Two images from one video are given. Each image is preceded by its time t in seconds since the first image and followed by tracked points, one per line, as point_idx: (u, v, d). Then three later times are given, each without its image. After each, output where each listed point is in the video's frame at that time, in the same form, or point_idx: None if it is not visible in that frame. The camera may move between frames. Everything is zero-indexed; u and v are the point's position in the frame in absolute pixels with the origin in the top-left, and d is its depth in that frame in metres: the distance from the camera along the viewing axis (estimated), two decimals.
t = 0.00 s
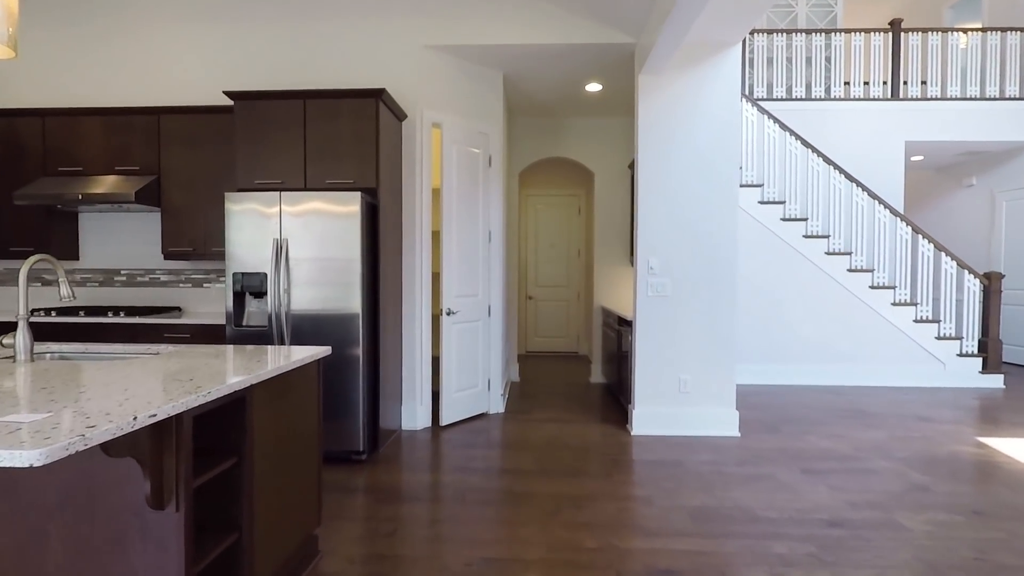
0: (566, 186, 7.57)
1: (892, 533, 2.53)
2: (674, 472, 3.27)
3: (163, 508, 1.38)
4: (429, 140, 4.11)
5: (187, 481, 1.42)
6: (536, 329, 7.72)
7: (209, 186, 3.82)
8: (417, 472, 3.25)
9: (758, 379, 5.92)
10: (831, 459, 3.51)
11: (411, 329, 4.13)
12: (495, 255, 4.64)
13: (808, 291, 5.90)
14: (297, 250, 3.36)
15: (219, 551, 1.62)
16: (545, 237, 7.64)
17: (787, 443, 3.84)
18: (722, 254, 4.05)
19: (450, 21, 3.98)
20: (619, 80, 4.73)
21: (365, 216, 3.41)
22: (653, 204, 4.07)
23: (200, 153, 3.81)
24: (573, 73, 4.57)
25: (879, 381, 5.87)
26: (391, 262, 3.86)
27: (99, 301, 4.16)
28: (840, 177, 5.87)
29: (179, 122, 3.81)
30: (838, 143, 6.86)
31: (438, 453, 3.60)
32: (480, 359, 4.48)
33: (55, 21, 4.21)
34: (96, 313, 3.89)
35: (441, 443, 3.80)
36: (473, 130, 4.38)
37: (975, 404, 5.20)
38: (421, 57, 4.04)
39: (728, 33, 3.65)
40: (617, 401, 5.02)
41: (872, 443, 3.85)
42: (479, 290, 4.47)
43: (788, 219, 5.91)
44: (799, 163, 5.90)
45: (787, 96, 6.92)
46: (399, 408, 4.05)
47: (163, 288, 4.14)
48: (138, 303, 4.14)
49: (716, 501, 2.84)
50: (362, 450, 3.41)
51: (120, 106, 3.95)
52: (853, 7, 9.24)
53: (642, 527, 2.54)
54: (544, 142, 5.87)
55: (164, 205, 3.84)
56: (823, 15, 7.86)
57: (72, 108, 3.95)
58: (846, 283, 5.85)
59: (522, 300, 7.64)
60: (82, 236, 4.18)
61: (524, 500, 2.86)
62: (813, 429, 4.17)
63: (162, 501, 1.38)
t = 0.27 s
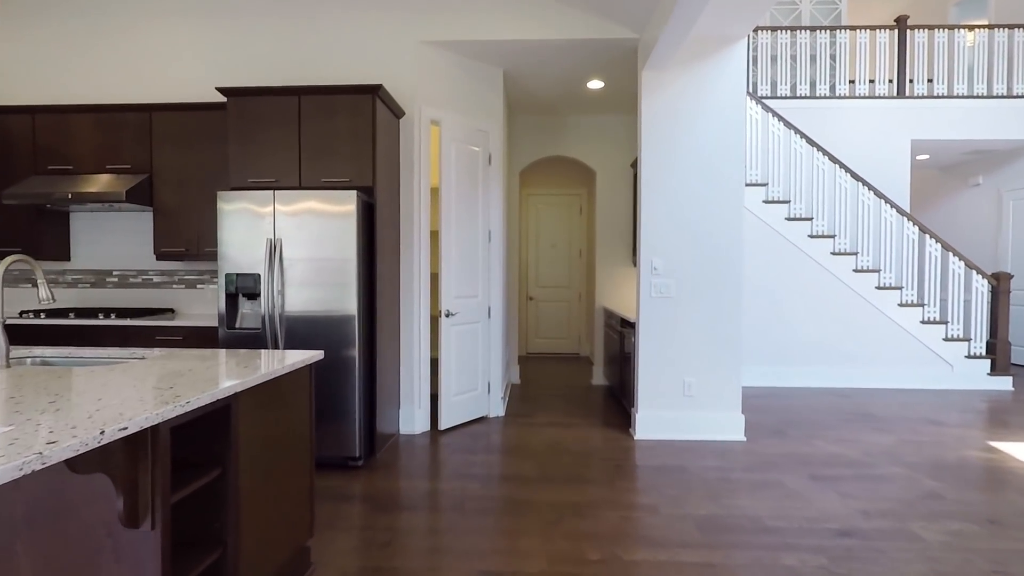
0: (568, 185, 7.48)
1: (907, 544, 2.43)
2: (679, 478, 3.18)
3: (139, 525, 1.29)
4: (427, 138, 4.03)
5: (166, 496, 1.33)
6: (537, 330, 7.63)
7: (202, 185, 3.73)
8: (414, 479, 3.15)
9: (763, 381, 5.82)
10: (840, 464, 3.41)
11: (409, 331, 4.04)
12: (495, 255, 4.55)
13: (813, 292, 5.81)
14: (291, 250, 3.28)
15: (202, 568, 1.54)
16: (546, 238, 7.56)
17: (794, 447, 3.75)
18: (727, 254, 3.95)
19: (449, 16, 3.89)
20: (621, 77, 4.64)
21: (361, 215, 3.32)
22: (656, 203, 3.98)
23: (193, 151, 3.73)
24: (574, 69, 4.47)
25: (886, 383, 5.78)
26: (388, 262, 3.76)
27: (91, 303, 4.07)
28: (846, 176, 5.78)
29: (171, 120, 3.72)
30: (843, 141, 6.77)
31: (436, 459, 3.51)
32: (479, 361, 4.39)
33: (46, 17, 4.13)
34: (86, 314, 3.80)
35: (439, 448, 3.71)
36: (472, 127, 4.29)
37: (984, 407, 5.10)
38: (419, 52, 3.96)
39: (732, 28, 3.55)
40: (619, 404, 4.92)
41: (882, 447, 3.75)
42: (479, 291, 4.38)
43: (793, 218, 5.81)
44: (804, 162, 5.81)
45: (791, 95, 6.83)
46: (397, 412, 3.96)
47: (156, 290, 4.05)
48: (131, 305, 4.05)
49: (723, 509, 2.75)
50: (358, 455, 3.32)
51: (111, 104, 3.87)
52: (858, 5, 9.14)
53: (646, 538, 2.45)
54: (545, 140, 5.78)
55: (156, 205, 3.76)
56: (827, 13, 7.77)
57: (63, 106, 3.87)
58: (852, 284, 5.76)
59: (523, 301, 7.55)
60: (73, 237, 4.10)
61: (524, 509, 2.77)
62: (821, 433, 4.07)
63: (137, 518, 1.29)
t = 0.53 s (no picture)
0: (568, 182, 7.38)
1: (923, 553, 2.33)
2: (683, 483, 3.07)
3: (104, 544, 1.20)
4: (424, 133, 3.92)
5: (134, 511, 1.24)
6: (537, 330, 7.53)
7: (192, 182, 3.63)
8: (409, 484, 3.05)
9: (767, 382, 5.72)
10: (849, 468, 3.31)
11: (406, 331, 3.94)
12: (494, 253, 4.45)
13: (818, 291, 5.71)
14: (283, 248, 3.17)
15: None
16: (546, 236, 7.45)
17: (801, 450, 3.65)
18: (732, 251, 3.85)
19: (446, 8, 3.79)
20: (623, 72, 4.54)
21: (354, 212, 3.22)
22: (659, 200, 3.87)
23: (183, 147, 3.62)
24: (574, 63, 4.37)
25: (892, 384, 5.67)
26: (383, 261, 3.66)
27: (79, 303, 3.97)
28: (852, 173, 5.67)
29: (160, 115, 3.62)
30: (848, 138, 6.66)
31: (433, 463, 3.40)
32: (478, 362, 4.29)
33: (34, 10, 4.03)
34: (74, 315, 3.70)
35: (437, 452, 3.61)
36: (470, 122, 4.19)
37: (993, 408, 5.00)
38: (416, 45, 3.85)
39: (738, 20, 3.45)
40: (621, 406, 4.82)
41: (892, 450, 3.65)
42: (477, 290, 4.28)
43: (798, 216, 5.71)
44: (809, 158, 5.71)
45: (795, 90, 6.73)
46: (393, 415, 3.86)
47: (146, 289, 3.95)
48: (120, 305, 3.96)
49: (730, 516, 2.65)
50: (352, 460, 3.22)
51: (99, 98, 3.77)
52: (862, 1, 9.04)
53: (650, 547, 2.35)
54: (545, 137, 5.68)
55: (146, 202, 3.66)
56: (832, 8, 7.73)
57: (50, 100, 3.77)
58: (857, 282, 5.65)
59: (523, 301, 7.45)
60: (61, 235, 4.00)
61: (523, 516, 2.66)
62: (828, 436, 3.97)
63: (103, 536, 1.19)
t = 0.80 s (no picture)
0: (568, 180, 7.28)
1: (938, 564, 2.23)
2: (686, 489, 2.97)
3: (54, 569, 1.09)
4: (418, 128, 3.82)
5: (90, 531, 1.13)
6: (536, 331, 7.43)
7: (179, 179, 3.53)
8: (402, 491, 2.95)
9: (770, 383, 5.61)
10: (857, 473, 3.20)
11: (400, 333, 3.83)
12: (491, 253, 4.34)
13: (821, 291, 5.60)
14: (271, 247, 3.07)
15: None
16: (546, 235, 7.35)
17: (807, 455, 3.54)
18: (735, 249, 3.74)
19: None
20: (623, 66, 4.43)
21: (346, 209, 3.12)
22: (661, 197, 3.77)
23: (170, 143, 3.52)
24: (573, 58, 4.27)
25: (897, 385, 5.57)
26: (376, 261, 3.56)
27: (65, 304, 3.87)
28: (856, 170, 5.57)
29: (147, 110, 3.52)
30: (852, 135, 6.56)
31: (427, 468, 3.30)
32: (474, 363, 4.18)
33: (19, 3, 3.93)
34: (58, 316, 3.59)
35: (432, 456, 3.51)
36: (467, 118, 4.09)
37: (1001, 409, 4.89)
38: (409, 39, 3.76)
39: (742, 11, 3.34)
40: (621, 408, 4.71)
41: (900, 454, 3.55)
42: (474, 290, 4.18)
43: (801, 214, 5.60)
44: (813, 155, 5.60)
45: (798, 87, 6.63)
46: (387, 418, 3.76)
47: (133, 289, 3.85)
48: (107, 305, 3.85)
49: (735, 525, 2.54)
50: (343, 465, 3.12)
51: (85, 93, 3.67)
52: None
53: (652, 559, 2.24)
54: (544, 134, 5.57)
55: (132, 200, 3.56)
56: (835, 3, 7.75)
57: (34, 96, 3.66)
58: (862, 282, 5.55)
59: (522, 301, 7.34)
60: (46, 234, 3.89)
61: (519, 525, 2.56)
62: (834, 439, 3.86)
63: (54, 559, 1.09)
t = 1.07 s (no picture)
0: (567, 178, 7.17)
1: None
2: (688, 497, 2.86)
3: None
4: (412, 124, 3.71)
5: (31, 561, 1.02)
6: (535, 331, 7.32)
7: (165, 176, 3.42)
8: (394, 499, 2.84)
9: (773, 385, 5.50)
10: (865, 480, 3.09)
11: (394, 334, 3.72)
12: (488, 252, 4.23)
13: (825, 291, 5.49)
14: (258, 246, 2.96)
15: None
16: (545, 234, 7.24)
17: (813, 460, 3.43)
18: (739, 248, 3.63)
19: None
20: (623, 60, 4.32)
21: (335, 207, 3.01)
22: (662, 195, 3.66)
23: (155, 139, 3.41)
24: (572, 52, 4.16)
25: (903, 386, 5.46)
26: (368, 261, 3.45)
27: (49, 305, 3.76)
28: (861, 167, 5.46)
29: (131, 105, 3.41)
30: (856, 131, 6.45)
31: (420, 474, 3.19)
32: (470, 365, 4.08)
33: None
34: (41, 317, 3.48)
35: (426, 462, 3.40)
36: (462, 113, 3.97)
37: (1010, 411, 4.78)
38: (403, 31, 3.65)
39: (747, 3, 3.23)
40: (621, 411, 4.60)
41: (909, 460, 3.44)
42: (469, 290, 4.07)
43: (805, 212, 5.49)
44: (817, 152, 5.49)
45: (801, 83, 6.51)
46: (380, 422, 3.65)
47: (120, 290, 3.75)
48: (92, 306, 3.75)
49: (740, 536, 2.43)
50: (333, 472, 3.01)
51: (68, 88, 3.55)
52: None
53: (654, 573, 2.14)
54: (542, 130, 5.46)
55: (117, 198, 3.45)
56: None
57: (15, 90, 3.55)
58: (867, 281, 5.44)
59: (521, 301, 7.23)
60: (30, 233, 3.78)
61: (515, 536, 2.45)
62: (840, 443, 3.75)
63: None
